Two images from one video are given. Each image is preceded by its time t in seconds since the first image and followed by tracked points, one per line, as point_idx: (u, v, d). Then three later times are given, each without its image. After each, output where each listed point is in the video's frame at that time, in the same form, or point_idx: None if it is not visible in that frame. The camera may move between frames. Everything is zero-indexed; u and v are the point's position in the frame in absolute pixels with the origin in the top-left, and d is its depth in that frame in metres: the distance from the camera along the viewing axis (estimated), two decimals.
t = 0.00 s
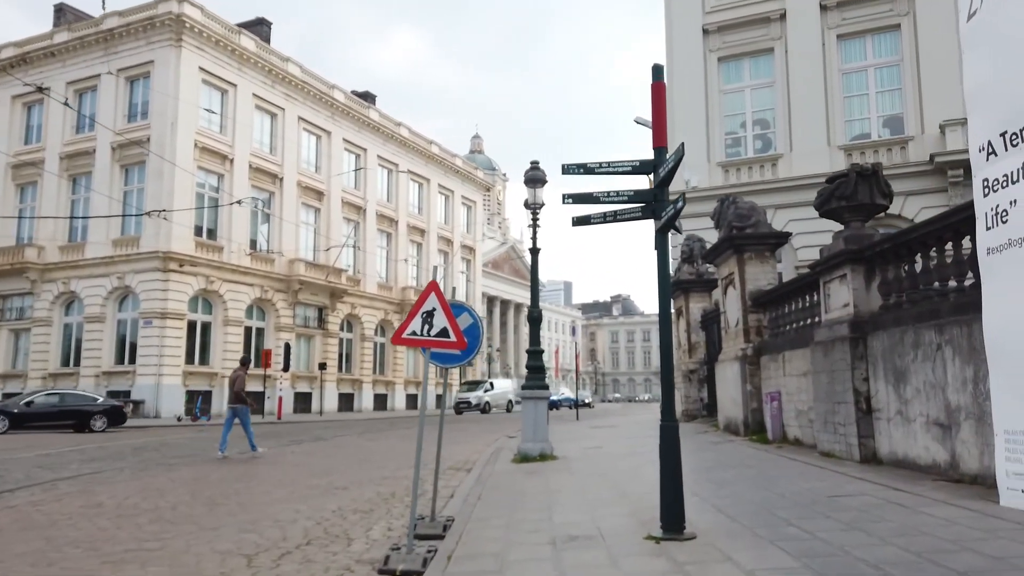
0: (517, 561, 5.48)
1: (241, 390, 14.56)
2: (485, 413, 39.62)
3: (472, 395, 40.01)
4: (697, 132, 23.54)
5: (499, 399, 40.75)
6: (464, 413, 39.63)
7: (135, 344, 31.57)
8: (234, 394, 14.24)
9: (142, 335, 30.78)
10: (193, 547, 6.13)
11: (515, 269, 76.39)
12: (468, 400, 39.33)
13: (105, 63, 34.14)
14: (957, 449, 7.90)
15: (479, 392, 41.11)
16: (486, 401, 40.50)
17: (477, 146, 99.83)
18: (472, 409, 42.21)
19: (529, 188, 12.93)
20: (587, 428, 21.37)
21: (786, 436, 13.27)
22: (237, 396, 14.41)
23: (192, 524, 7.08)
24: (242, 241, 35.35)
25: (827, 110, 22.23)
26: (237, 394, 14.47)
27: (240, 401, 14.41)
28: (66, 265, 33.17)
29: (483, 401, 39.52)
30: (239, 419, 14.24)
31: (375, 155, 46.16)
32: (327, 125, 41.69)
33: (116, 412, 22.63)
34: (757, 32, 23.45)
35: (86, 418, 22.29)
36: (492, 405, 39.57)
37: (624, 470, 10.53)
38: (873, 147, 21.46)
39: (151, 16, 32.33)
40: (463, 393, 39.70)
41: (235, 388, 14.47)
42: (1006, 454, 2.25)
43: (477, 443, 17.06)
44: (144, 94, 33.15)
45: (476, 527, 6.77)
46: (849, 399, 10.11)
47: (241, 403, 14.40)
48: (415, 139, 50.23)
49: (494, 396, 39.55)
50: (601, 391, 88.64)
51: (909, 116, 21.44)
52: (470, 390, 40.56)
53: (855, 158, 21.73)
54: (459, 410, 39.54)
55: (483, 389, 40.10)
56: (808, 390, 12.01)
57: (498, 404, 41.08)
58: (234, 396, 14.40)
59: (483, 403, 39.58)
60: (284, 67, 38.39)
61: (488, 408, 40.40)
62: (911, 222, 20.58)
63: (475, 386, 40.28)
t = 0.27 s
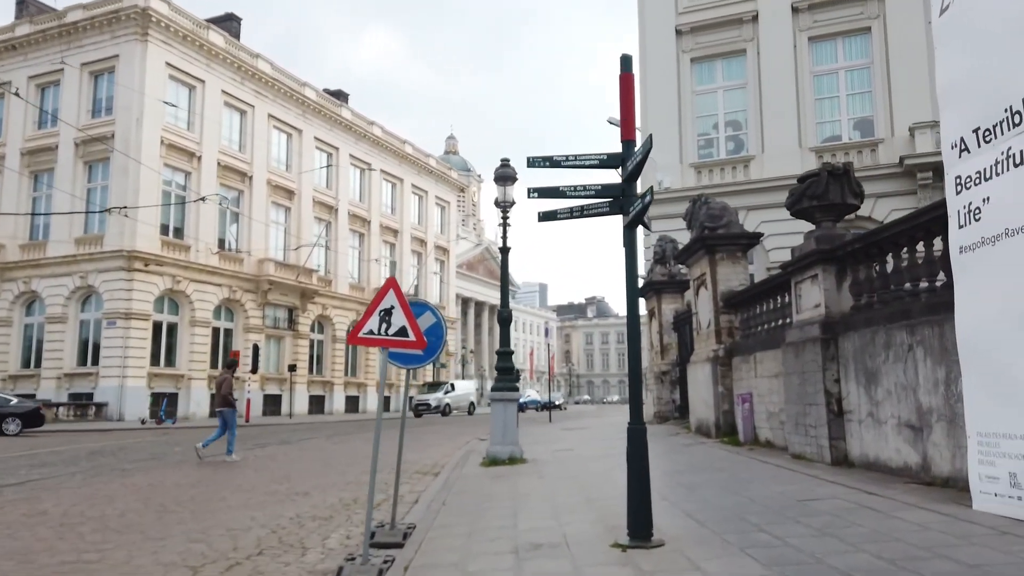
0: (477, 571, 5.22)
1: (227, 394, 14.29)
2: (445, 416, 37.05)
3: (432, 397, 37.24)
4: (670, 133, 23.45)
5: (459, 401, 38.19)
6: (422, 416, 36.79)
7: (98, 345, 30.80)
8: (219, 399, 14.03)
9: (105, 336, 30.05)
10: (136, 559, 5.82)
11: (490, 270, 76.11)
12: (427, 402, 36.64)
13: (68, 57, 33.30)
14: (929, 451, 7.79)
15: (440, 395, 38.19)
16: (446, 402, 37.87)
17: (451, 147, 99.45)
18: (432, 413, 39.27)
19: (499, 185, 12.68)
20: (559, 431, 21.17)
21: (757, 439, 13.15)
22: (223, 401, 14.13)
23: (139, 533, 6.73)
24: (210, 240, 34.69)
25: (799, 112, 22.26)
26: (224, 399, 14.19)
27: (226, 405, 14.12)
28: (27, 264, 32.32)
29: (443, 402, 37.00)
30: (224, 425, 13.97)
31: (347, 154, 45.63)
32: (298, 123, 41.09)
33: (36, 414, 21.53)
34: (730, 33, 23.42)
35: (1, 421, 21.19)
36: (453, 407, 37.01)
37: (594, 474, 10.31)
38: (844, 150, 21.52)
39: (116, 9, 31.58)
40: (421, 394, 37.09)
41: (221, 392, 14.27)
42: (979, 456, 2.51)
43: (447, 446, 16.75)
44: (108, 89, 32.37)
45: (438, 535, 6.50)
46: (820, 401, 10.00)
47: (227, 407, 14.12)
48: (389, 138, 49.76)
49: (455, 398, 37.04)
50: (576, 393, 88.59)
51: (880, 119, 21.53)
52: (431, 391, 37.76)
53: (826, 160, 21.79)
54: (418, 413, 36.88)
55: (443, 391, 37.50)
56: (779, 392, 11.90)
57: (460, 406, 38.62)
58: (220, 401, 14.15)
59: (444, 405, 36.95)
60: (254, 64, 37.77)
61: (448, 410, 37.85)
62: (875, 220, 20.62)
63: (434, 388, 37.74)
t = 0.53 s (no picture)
0: None
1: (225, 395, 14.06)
2: (417, 418, 35.86)
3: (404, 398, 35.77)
4: (655, 133, 23.35)
5: (433, 402, 36.97)
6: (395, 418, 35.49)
7: (76, 346, 30.32)
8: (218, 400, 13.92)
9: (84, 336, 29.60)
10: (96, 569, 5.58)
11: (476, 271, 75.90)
12: (400, 404, 35.36)
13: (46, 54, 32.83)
14: (914, 454, 7.68)
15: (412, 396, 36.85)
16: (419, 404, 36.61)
17: (437, 148, 99.19)
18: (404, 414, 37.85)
19: (481, 184, 12.50)
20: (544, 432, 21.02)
21: (742, 441, 13.03)
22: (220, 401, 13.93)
23: (102, 542, 6.49)
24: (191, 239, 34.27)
25: (783, 113, 22.24)
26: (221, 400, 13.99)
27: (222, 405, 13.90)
28: (4, 264, 31.81)
29: (416, 404, 35.87)
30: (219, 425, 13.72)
31: (332, 153, 45.30)
32: (281, 121, 40.71)
33: None
34: (715, 33, 23.35)
35: None
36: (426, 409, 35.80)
37: (576, 477, 10.15)
38: (828, 151, 21.46)
39: (95, 5, 31.11)
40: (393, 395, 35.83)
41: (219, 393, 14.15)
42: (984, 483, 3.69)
43: (428, 449, 16.53)
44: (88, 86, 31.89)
45: (411, 543, 6.29)
46: (804, 403, 9.87)
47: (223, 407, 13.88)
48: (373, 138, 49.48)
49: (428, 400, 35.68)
50: (562, 394, 88.48)
51: (864, 120, 21.54)
52: (403, 392, 36.38)
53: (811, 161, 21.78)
54: (390, 415, 35.65)
55: (416, 392, 36.34)
56: (763, 393, 11.79)
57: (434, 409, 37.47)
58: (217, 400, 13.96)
59: (416, 407, 35.77)
60: (237, 62, 37.38)
61: (422, 412, 36.68)
62: (858, 220, 20.59)
63: (407, 388, 36.56)
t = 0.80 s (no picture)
0: None
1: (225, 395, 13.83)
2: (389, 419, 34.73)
3: (375, 400, 34.60)
4: (641, 132, 23.18)
5: (405, 404, 35.87)
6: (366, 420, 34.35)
7: (55, 346, 29.83)
8: (218, 401, 13.68)
9: (63, 335, 29.13)
10: None
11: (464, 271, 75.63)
12: (370, 405, 34.21)
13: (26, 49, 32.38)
14: (903, 455, 7.51)
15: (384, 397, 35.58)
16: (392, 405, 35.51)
17: (425, 148, 98.96)
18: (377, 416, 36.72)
19: (463, 180, 12.27)
20: (530, 433, 20.81)
21: (727, 442, 12.85)
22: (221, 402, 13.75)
23: (60, 548, 6.21)
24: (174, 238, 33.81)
25: (770, 112, 22.13)
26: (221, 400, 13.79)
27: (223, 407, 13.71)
28: None
29: (388, 405, 34.82)
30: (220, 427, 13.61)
31: (317, 152, 44.92)
32: (266, 119, 40.31)
33: None
34: (702, 31, 23.21)
35: None
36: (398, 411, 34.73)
37: (559, 479, 9.94)
38: (816, 149, 21.34)
39: None
40: (364, 396, 34.69)
41: (219, 394, 13.91)
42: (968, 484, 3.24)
43: (409, 450, 16.26)
44: (68, 81, 31.38)
45: (382, 549, 6.04)
46: (791, 403, 9.69)
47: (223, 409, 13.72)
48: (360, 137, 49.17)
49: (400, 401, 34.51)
50: (550, 394, 88.30)
51: (851, 119, 21.48)
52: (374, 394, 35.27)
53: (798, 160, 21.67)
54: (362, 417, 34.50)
55: (388, 392, 35.28)
56: (749, 393, 11.62)
57: (407, 411, 36.42)
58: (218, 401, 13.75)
59: (388, 408, 34.69)
60: (221, 59, 36.95)
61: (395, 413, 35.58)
62: (845, 219, 20.45)
63: (379, 389, 35.51)
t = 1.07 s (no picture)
0: None
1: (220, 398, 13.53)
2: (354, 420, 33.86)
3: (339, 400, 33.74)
4: (626, 132, 23.03)
5: (373, 404, 35.12)
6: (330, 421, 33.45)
7: (30, 345, 29.31)
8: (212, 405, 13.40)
9: (37, 335, 28.61)
10: None
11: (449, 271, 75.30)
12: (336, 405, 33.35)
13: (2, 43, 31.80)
14: (887, 459, 7.33)
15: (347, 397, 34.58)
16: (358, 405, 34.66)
17: (410, 146, 98.55)
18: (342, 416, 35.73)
19: (443, 177, 12.03)
20: (512, 434, 20.63)
21: (710, 444, 12.69)
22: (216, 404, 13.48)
23: (12, 558, 5.94)
24: (153, 236, 33.36)
25: (754, 112, 22.04)
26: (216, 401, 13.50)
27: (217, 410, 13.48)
28: None
29: (354, 407, 33.97)
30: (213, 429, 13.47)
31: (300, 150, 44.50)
32: (248, 117, 39.86)
33: None
34: (687, 31, 23.10)
35: None
36: (363, 412, 33.89)
37: (538, 483, 9.73)
38: (799, 149, 21.25)
39: None
40: (330, 397, 33.82)
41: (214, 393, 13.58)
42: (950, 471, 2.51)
43: (388, 452, 15.99)
44: (44, 77, 30.84)
45: (349, 558, 5.79)
46: (774, 405, 9.51)
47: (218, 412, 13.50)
48: (344, 135, 48.78)
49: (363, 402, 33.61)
50: (535, 395, 88.22)
51: (835, 120, 21.42)
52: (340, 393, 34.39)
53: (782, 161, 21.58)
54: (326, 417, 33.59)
55: (355, 393, 34.50)
56: (732, 395, 11.46)
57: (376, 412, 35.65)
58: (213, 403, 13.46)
59: (353, 409, 33.84)
60: (202, 55, 36.46)
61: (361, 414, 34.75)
62: (828, 219, 20.37)
63: (345, 389, 34.65)
